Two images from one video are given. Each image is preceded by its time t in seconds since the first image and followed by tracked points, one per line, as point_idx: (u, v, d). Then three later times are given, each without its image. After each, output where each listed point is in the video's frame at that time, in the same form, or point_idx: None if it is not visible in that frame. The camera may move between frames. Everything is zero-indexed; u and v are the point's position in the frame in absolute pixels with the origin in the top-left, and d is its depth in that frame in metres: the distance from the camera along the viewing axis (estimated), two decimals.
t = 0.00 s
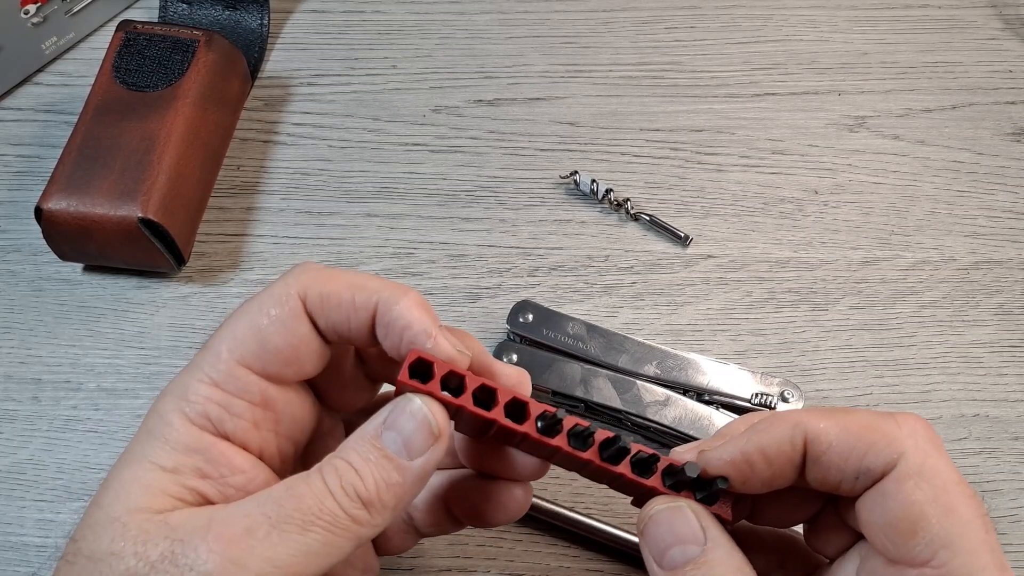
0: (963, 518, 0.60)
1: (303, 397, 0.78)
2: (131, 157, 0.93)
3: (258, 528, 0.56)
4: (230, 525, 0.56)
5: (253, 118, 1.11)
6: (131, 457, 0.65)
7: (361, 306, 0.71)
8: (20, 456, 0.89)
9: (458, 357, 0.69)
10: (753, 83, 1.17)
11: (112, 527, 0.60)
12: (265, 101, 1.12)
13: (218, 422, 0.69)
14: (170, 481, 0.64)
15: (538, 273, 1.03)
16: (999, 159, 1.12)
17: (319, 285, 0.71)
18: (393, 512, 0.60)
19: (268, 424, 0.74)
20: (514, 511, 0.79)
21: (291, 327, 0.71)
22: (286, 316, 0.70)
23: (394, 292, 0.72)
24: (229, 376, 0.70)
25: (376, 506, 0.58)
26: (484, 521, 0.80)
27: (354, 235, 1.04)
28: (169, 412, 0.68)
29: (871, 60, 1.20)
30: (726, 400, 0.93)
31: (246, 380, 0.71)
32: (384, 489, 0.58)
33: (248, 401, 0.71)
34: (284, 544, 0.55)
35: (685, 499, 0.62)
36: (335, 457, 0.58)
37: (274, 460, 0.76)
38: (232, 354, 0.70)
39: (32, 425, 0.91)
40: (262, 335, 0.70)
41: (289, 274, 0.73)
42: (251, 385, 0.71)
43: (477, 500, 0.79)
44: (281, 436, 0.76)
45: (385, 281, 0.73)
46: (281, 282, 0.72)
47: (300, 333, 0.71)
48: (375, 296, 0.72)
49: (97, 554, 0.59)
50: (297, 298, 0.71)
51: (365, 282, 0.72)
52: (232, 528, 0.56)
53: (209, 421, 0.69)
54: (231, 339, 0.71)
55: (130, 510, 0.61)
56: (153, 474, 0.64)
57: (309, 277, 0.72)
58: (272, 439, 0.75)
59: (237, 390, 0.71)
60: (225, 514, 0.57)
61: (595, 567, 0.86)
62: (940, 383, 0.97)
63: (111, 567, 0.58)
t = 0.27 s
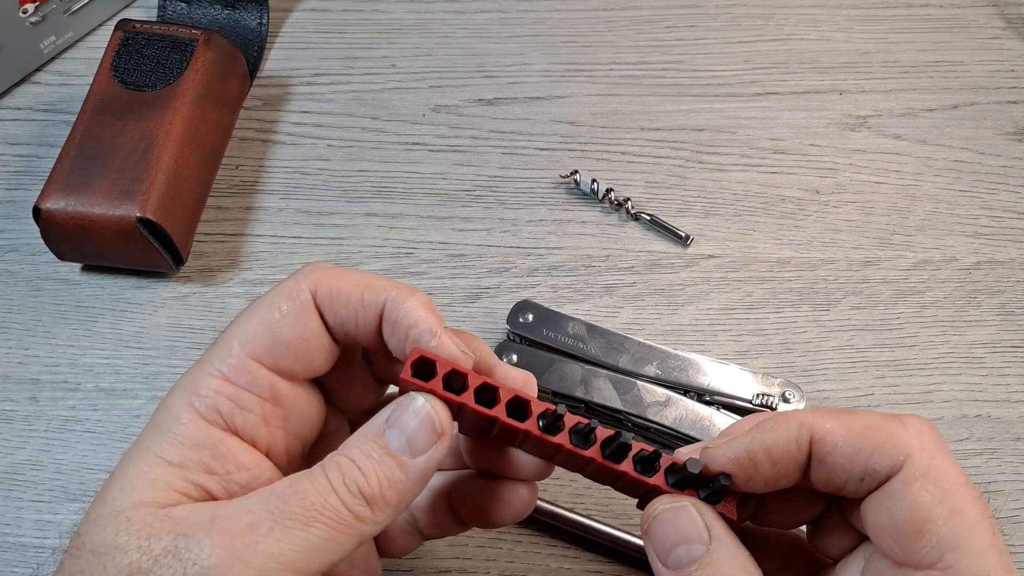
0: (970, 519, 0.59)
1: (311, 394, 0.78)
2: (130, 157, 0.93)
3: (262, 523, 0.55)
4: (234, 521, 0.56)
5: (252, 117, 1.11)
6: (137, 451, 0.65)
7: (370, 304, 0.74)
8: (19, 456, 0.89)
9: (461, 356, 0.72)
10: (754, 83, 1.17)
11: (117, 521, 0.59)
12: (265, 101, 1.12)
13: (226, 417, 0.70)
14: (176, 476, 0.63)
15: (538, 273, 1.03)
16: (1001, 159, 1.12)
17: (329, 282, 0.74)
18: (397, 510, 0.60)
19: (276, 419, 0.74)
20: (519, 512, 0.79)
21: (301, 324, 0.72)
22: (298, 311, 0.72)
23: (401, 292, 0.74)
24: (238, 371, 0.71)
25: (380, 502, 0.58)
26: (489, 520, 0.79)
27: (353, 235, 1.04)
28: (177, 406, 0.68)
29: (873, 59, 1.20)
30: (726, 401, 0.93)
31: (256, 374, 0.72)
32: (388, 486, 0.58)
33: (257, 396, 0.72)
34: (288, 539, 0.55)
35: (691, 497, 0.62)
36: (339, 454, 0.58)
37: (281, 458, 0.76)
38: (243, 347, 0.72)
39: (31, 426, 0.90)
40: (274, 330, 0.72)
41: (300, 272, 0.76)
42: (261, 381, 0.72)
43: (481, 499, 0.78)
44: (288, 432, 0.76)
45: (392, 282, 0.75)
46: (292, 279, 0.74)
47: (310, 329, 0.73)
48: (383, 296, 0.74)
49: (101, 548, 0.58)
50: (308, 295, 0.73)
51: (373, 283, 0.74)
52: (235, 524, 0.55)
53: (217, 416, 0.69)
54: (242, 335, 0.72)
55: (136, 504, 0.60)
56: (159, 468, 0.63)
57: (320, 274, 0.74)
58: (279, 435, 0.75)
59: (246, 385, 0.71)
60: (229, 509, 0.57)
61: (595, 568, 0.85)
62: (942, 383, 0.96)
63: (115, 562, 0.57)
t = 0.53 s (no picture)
0: (970, 518, 0.60)
1: (315, 392, 0.79)
2: (131, 157, 0.93)
3: (264, 519, 0.56)
4: (236, 517, 0.56)
5: (253, 118, 1.11)
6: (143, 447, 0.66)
7: (373, 302, 0.75)
8: (20, 456, 0.89)
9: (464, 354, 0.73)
10: (753, 83, 1.17)
11: (121, 517, 0.60)
12: (265, 101, 1.12)
13: (230, 414, 0.70)
14: (180, 473, 0.64)
15: (538, 273, 1.03)
16: (999, 159, 1.12)
17: (334, 282, 0.75)
18: (399, 506, 0.60)
19: (280, 416, 0.75)
20: (520, 511, 0.79)
21: (305, 322, 0.73)
22: (302, 310, 0.73)
23: (405, 292, 0.75)
24: (242, 369, 0.72)
25: (381, 499, 0.58)
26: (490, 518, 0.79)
27: (354, 235, 1.04)
28: (181, 403, 0.69)
29: (871, 60, 1.20)
30: (726, 400, 0.93)
31: (261, 371, 0.73)
32: (389, 482, 0.58)
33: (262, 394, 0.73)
34: (289, 535, 0.55)
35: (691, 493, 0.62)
36: (341, 451, 0.58)
37: (284, 455, 0.77)
38: (249, 344, 0.72)
39: (32, 425, 0.91)
40: (279, 328, 0.73)
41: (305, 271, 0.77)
42: (265, 378, 0.73)
43: (482, 498, 0.79)
44: (291, 429, 0.77)
45: (396, 283, 0.76)
46: (298, 278, 0.75)
47: (314, 327, 0.74)
48: (387, 296, 0.74)
49: (106, 544, 0.59)
50: (313, 293, 0.74)
51: (378, 284, 0.75)
52: (238, 520, 0.56)
53: (221, 412, 0.70)
54: (248, 333, 0.73)
55: (139, 500, 0.61)
56: (163, 465, 0.64)
57: (324, 274, 0.75)
58: (283, 432, 0.76)
59: (250, 383, 0.72)
60: (231, 506, 0.57)
61: (595, 567, 0.86)
62: (940, 383, 0.97)
63: (118, 558, 0.58)
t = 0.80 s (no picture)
0: (971, 518, 0.60)
1: (315, 391, 0.79)
2: (131, 157, 0.93)
3: (263, 519, 0.56)
4: (234, 516, 0.56)
5: (253, 118, 1.11)
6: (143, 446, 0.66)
7: (376, 302, 0.75)
8: (20, 456, 0.89)
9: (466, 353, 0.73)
10: (753, 83, 1.17)
11: (120, 516, 0.60)
12: (265, 101, 1.12)
13: (230, 413, 0.70)
14: (179, 472, 0.64)
15: (538, 273, 1.03)
16: (999, 159, 1.12)
17: (335, 281, 0.75)
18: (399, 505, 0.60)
19: (280, 416, 0.75)
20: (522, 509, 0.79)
21: (306, 322, 0.73)
22: (304, 309, 0.73)
23: (406, 293, 0.75)
24: (243, 368, 0.72)
25: (381, 498, 0.58)
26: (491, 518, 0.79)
27: (354, 235, 1.04)
28: (181, 402, 0.69)
29: (871, 60, 1.20)
30: (726, 401, 0.93)
31: (262, 370, 0.73)
32: (388, 481, 0.58)
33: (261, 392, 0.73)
34: (288, 535, 0.55)
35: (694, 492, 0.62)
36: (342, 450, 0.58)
37: (284, 455, 0.77)
38: (250, 343, 0.72)
39: (32, 425, 0.91)
40: (281, 328, 0.73)
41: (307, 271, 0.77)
42: (265, 377, 0.73)
43: (482, 499, 0.79)
44: (290, 428, 0.77)
45: (398, 283, 0.76)
46: (299, 278, 0.75)
47: (316, 326, 0.74)
48: (388, 296, 0.75)
49: (105, 544, 0.59)
50: (315, 293, 0.74)
51: (379, 285, 0.76)
52: (236, 519, 0.56)
53: (222, 412, 0.70)
54: (248, 332, 0.73)
55: (139, 499, 0.61)
56: (163, 463, 0.64)
57: (325, 274, 0.75)
58: (283, 432, 0.76)
59: (251, 382, 0.72)
60: (230, 505, 0.57)
61: (595, 568, 0.86)
62: (940, 383, 0.97)
63: (117, 558, 0.58)
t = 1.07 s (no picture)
0: (1020, 505, 0.64)
1: (320, 395, 0.80)
2: (131, 158, 0.93)
3: (252, 530, 0.57)
4: (224, 525, 0.57)
5: (253, 118, 1.11)
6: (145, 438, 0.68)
7: (388, 315, 0.76)
8: (20, 456, 0.89)
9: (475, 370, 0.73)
10: (753, 84, 1.17)
11: (116, 513, 0.62)
12: (265, 101, 1.12)
13: (230, 407, 0.72)
14: (177, 471, 0.66)
15: (538, 273, 1.03)
16: (999, 159, 1.12)
17: (349, 292, 0.77)
18: (396, 522, 0.60)
19: (280, 414, 0.76)
20: (518, 542, 0.78)
21: (314, 332, 0.75)
22: (315, 314, 0.75)
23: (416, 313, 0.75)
24: (248, 369, 0.73)
25: (377, 515, 0.58)
26: (485, 551, 0.79)
27: (354, 235, 1.04)
28: (185, 399, 0.71)
29: (871, 60, 1.20)
30: (726, 401, 0.93)
31: (266, 370, 0.74)
32: (385, 498, 0.58)
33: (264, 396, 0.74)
34: (275, 546, 0.56)
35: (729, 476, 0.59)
36: (342, 459, 0.58)
37: (281, 455, 0.77)
38: (258, 341, 0.74)
39: (32, 425, 0.91)
40: (289, 328, 0.75)
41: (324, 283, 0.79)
42: (269, 381, 0.74)
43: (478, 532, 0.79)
44: (289, 428, 0.77)
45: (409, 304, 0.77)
46: (315, 288, 0.77)
47: (325, 331, 0.76)
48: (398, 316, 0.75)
49: (99, 539, 0.61)
50: (328, 301, 0.76)
51: (391, 304, 0.77)
52: (226, 528, 0.57)
53: (221, 405, 0.71)
54: (258, 335, 0.75)
55: (135, 496, 0.63)
56: (161, 460, 0.66)
57: (339, 284, 0.77)
58: (281, 430, 0.76)
59: (254, 384, 0.73)
60: (223, 512, 0.58)
61: (595, 567, 0.86)
62: (940, 383, 0.97)
63: (109, 557, 0.59)
